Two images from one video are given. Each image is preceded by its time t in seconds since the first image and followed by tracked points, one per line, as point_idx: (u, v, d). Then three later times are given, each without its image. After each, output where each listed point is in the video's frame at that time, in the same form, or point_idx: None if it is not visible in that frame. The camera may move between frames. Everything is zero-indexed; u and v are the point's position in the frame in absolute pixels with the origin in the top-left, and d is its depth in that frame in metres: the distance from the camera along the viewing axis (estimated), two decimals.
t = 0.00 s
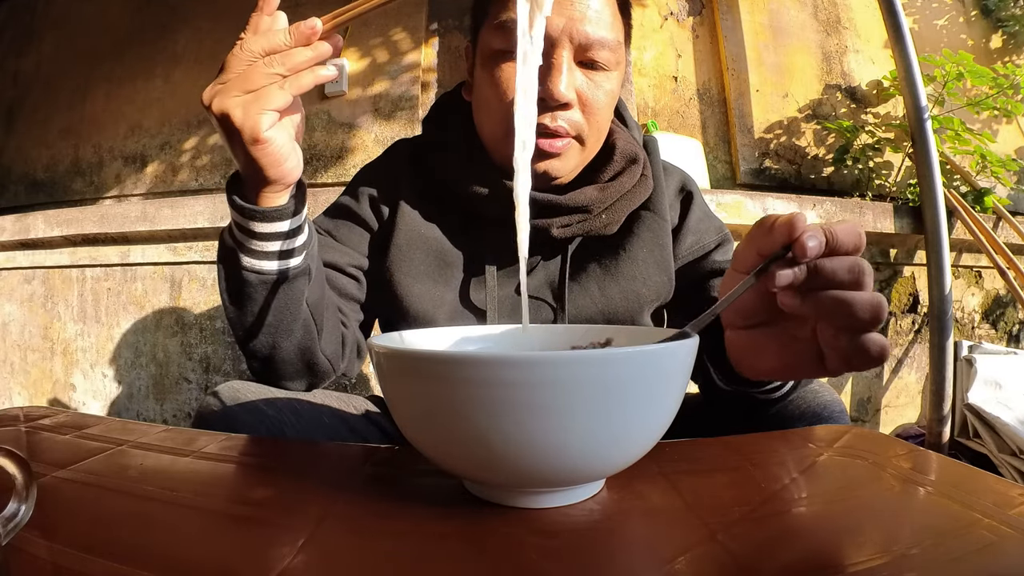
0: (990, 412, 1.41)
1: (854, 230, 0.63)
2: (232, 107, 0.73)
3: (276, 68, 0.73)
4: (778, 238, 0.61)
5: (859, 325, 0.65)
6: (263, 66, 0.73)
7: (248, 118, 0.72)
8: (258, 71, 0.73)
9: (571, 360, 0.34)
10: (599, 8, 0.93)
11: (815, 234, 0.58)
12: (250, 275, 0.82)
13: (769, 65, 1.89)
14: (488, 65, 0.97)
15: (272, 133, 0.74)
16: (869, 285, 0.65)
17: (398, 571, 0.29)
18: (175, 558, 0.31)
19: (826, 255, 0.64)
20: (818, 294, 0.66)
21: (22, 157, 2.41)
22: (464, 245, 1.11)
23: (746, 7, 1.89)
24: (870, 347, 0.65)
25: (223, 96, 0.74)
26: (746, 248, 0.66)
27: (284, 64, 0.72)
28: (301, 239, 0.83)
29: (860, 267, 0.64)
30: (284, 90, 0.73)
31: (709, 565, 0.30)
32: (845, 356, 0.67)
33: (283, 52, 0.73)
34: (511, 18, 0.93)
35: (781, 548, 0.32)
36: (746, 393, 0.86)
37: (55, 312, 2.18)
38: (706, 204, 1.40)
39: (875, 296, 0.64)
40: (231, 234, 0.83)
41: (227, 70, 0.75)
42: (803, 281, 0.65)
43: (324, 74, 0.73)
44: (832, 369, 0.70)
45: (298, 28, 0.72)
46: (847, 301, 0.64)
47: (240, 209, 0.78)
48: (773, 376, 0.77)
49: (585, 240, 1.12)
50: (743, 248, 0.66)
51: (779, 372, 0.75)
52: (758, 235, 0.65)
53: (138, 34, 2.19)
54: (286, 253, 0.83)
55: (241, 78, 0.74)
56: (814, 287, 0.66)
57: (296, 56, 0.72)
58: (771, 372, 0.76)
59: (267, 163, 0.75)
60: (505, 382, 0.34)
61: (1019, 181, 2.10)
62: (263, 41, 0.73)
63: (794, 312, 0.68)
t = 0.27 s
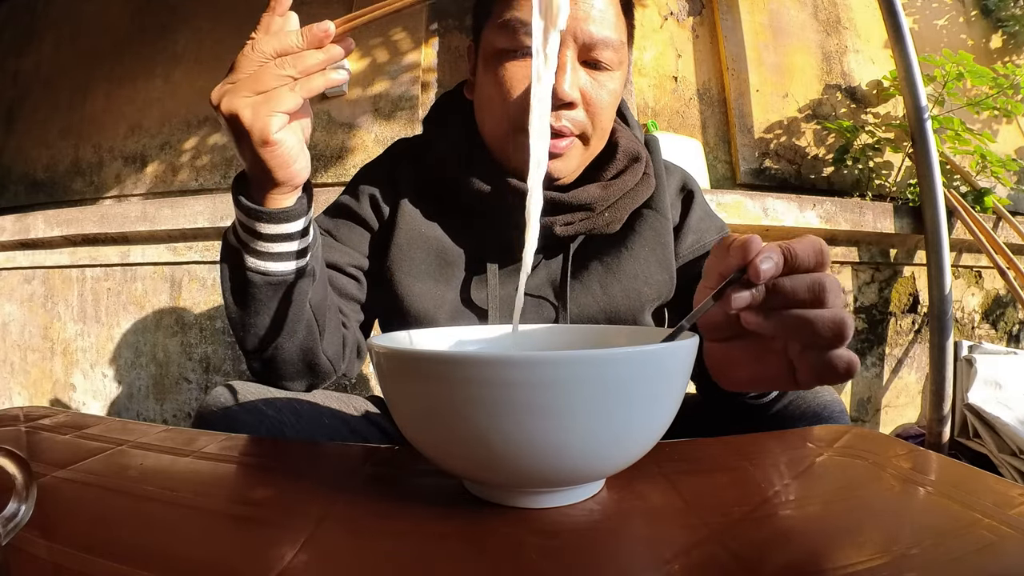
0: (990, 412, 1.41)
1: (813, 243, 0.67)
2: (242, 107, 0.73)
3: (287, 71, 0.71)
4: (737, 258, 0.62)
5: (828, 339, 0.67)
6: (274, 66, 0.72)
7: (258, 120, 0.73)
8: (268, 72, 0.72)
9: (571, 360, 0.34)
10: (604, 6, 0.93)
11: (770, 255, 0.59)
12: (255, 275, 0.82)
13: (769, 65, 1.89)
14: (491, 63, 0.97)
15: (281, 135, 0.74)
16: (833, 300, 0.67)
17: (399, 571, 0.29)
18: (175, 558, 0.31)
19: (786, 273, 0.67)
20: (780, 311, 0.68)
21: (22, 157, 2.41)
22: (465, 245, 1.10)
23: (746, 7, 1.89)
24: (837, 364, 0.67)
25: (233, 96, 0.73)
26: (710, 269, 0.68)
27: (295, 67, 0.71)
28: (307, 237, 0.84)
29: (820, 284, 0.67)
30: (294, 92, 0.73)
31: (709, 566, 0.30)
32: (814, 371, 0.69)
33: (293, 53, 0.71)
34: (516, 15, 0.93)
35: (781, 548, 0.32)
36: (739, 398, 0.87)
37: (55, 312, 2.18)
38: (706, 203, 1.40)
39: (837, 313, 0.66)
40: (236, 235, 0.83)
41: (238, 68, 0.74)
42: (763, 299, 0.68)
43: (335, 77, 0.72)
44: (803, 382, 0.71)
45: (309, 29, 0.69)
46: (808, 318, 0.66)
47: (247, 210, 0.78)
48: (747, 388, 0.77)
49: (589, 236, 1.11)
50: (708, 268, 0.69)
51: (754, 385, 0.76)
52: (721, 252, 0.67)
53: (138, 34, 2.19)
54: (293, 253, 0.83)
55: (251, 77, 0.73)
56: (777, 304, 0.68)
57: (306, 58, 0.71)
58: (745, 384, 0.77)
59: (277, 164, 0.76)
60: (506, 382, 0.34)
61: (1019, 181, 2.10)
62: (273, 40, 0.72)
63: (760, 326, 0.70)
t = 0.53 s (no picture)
0: (990, 412, 1.41)
1: (830, 259, 0.64)
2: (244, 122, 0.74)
3: (294, 98, 0.71)
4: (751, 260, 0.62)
5: (828, 354, 0.67)
6: (283, 87, 0.72)
7: (254, 136, 0.73)
8: (276, 92, 0.72)
9: (570, 360, 0.34)
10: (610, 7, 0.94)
11: (784, 259, 0.59)
12: (251, 282, 0.82)
13: (769, 65, 1.89)
14: (498, 61, 0.98)
15: (276, 157, 0.75)
16: (840, 316, 0.67)
17: (398, 571, 0.29)
18: (175, 559, 0.31)
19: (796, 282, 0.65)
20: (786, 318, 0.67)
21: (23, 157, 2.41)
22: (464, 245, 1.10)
23: (746, 7, 1.89)
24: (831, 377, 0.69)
25: (238, 101, 0.74)
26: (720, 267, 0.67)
27: (303, 96, 0.71)
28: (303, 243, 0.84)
29: (829, 298, 0.65)
30: (294, 121, 0.73)
31: (709, 566, 0.30)
32: (809, 382, 0.70)
33: (306, 81, 0.71)
34: (522, 13, 0.93)
35: (781, 548, 0.32)
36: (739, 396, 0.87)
37: (55, 312, 2.18)
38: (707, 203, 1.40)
39: (838, 326, 0.66)
40: (233, 238, 0.82)
41: (251, 76, 0.73)
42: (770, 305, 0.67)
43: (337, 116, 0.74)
44: (796, 388, 0.73)
45: (329, 66, 0.69)
46: (812, 328, 0.66)
47: (246, 217, 0.77)
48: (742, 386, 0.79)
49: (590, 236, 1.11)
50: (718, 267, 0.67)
51: (746, 384, 0.77)
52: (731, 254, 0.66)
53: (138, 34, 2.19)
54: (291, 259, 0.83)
55: (259, 90, 0.73)
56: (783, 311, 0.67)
57: (318, 93, 0.71)
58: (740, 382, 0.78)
59: (269, 183, 0.77)
60: (505, 382, 0.34)
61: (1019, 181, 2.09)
62: (291, 62, 0.71)
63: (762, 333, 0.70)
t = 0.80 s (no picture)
0: (990, 412, 1.41)
1: (837, 258, 0.64)
2: (269, 133, 0.72)
3: (319, 128, 0.69)
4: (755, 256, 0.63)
5: (832, 353, 0.68)
6: (312, 113, 0.70)
7: (269, 150, 0.72)
8: (304, 117, 0.70)
9: (570, 360, 0.34)
10: (615, 8, 0.94)
11: (791, 257, 0.59)
12: (259, 284, 0.83)
13: (769, 65, 1.89)
14: (500, 61, 0.97)
15: (286, 176, 0.74)
16: (845, 315, 0.67)
17: (398, 571, 0.29)
18: (176, 558, 0.31)
19: (803, 279, 0.66)
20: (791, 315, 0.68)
21: (23, 157, 2.41)
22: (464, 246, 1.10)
23: (746, 7, 1.89)
24: (835, 376, 0.68)
25: (269, 108, 0.73)
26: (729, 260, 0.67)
27: (327, 130, 0.69)
28: (308, 258, 0.83)
29: (836, 296, 0.66)
30: (313, 150, 0.71)
31: (709, 566, 0.30)
32: (813, 381, 0.70)
33: (335, 116, 0.68)
34: (526, 15, 0.92)
35: (780, 548, 0.32)
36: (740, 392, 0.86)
37: (55, 312, 2.18)
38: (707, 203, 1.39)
39: (844, 326, 0.66)
40: (244, 239, 0.83)
41: (288, 90, 0.71)
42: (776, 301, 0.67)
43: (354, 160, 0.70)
44: (798, 388, 0.72)
45: (361, 114, 0.65)
46: (817, 327, 0.66)
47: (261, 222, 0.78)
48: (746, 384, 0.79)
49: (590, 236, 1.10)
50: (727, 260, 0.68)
51: (747, 380, 0.78)
52: (738, 250, 0.66)
53: (138, 34, 2.19)
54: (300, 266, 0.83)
55: (290, 106, 0.71)
56: (788, 308, 0.68)
57: (340, 134, 0.68)
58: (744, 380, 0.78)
59: (280, 197, 0.76)
60: (505, 382, 0.34)
61: (1019, 181, 2.09)
62: (327, 91, 0.68)
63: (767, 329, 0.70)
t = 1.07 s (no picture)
0: (990, 412, 1.41)
1: (824, 261, 0.64)
2: (299, 139, 0.69)
3: (350, 143, 0.65)
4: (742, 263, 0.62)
5: (822, 357, 0.68)
6: (347, 126, 0.66)
7: (294, 158, 0.69)
8: (337, 130, 0.66)
9: (570, 360, 0.34)
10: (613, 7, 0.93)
11: (778, 262, 0.59)
12: (276, 287, 0.82)
13: (769, 65, 1.89)
14: (498, 61, 0.97)
15: (306, 184, 0.71)
16: (835, 319, 0.67)
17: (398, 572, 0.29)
18: (177, 558, 0.31)
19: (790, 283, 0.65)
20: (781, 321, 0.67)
21: (22, 156, 2.41)
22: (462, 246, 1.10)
23: (746, 7, 1.89)
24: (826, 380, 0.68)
25: (305, 113, 0.69)
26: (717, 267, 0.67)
27: (358, 148, 0.64)
28: (326, 260, 0.83)
29: (824, 300, 0.66)
30: (339, 165, 0.67)
31: (710, 566, 0.30)
32: (804, 384, 0.71)
33: (370, 134, 0.64)
34: (523, 14, 0.93)
35: (780, 548, 0.32)
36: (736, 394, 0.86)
37: (55, 312, 2.18)
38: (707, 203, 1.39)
39: (833, 330, 0.66)
40: (260, 240, 0.82)
41: (327, 97, 0.68)
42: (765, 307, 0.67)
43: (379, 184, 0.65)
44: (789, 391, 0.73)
45: (398, 140, 0.61)
46: (807, 332, 0.66)
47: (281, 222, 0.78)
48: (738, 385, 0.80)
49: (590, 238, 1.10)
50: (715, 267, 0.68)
51: (741, 382, 0.78)
52: (725, 255, 0.66)
53: (138, 34, 2.19)
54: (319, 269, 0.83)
55: (326, 115, 0.67)
56: (778, 313, 0.67)
57: (372, 154, 0.63)
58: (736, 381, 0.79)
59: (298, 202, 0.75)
60: (504, 382, 0.34)
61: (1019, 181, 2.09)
62: (368, 108, 0.64)
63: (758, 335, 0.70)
